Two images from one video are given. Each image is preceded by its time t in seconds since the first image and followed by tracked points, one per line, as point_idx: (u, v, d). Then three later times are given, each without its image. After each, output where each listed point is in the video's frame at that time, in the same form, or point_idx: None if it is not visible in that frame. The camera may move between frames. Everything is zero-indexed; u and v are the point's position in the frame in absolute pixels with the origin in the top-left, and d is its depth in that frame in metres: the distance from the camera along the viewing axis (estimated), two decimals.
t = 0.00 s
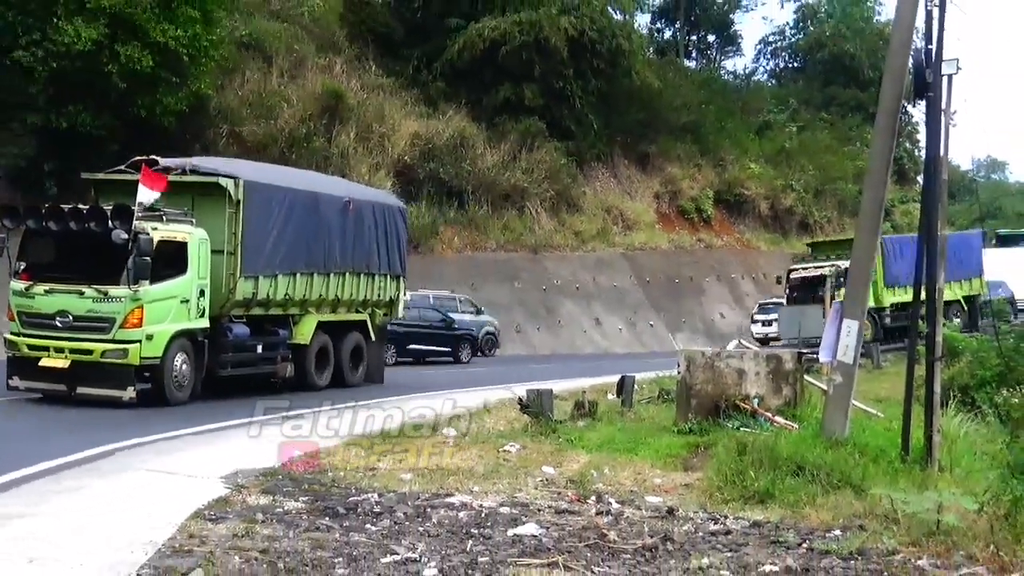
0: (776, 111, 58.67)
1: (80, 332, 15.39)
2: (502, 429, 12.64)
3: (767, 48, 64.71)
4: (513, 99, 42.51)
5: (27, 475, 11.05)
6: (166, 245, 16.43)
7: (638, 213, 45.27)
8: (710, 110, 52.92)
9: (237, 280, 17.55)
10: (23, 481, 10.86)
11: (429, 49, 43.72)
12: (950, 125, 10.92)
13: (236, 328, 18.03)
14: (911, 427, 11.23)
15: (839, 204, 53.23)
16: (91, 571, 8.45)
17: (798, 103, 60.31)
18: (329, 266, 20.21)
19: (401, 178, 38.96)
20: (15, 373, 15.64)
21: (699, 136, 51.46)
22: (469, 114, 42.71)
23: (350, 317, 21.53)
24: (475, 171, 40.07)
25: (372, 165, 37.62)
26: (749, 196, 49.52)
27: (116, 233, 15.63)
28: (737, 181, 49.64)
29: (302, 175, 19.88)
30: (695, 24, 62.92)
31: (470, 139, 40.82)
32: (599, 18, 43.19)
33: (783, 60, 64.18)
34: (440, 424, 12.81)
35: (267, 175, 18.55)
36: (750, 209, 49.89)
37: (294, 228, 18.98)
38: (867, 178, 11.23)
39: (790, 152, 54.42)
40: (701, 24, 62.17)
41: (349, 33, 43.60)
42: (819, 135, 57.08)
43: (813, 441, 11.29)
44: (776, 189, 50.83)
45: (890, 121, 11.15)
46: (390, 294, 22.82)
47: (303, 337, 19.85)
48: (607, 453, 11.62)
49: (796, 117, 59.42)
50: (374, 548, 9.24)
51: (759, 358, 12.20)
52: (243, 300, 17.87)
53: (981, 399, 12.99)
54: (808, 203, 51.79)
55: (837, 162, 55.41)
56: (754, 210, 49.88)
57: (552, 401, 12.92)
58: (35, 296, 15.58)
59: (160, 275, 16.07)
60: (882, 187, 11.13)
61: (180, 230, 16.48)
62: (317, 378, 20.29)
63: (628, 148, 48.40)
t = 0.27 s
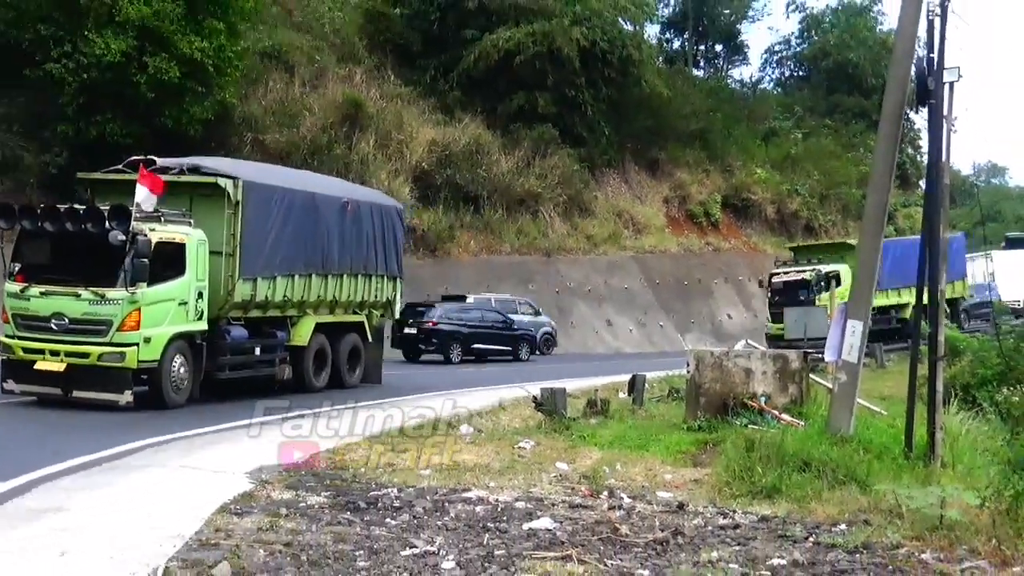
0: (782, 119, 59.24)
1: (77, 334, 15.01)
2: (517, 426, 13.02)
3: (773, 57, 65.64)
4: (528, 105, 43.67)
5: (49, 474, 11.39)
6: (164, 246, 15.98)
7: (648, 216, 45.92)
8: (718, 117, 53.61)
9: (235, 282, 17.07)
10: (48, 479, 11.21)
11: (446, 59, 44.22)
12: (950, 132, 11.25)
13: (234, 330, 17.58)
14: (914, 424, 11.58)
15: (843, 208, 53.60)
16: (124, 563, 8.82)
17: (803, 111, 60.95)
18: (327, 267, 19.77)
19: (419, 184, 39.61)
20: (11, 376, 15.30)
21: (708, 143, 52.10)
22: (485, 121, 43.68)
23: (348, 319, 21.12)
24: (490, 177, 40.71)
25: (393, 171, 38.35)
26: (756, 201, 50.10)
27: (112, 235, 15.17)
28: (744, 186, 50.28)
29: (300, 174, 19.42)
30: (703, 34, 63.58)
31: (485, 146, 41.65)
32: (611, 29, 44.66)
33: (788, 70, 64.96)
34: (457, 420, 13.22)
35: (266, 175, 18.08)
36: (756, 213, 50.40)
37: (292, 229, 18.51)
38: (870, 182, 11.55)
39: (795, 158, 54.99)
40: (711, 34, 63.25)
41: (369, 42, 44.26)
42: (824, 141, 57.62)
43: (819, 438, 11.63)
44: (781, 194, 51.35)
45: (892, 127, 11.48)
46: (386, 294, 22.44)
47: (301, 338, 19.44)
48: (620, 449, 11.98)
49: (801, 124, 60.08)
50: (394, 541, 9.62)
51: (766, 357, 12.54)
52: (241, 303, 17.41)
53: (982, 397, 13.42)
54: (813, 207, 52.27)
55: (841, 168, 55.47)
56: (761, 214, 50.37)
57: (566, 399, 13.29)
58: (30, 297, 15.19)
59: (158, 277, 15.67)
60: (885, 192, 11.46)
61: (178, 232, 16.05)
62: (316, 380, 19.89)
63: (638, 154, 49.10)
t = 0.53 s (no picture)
0: (791, 126, 60.11)
1: (74, 336, 15.06)
2: (536, 423, 13.49)
3: (781, 67, 66.04)
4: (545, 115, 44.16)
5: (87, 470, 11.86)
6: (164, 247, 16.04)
7: (662, 224, 47.03)
8: (729, 125, 54.54)
9: (236, 284, 17.20)
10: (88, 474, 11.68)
11: (467, 71, 44.71)
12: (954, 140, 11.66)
13: (235, 332, 17.80)
14: (921, 422, 11.97)
15: (850, 213, 54.65)
16: (162, 554, 9.27)
17: (812, 119, 61.94)
18: (327, 269, 20.01)
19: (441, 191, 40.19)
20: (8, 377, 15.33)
21: (719, 151, 53.04)
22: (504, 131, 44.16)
23: (347, 321, 21.41)
24: (510, 184, 41.33)
25: (416, 178, 38.88)
26: (766, 206, 51.13)
27: (112, 235, 15.24)
28: (754, 192, 51.30)
29: (299, 177, 19.58)
30: (714, 45, 64.50)
31: (504, 157, 42.02)
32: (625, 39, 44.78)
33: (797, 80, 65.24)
34: (479, 417, 13.73)
35: (266, 177, 18.21)
36: (766, 218, 51.41)
37: (293, 230, 18.72)
38: (877, 187, 11.95)
39: (804, 164, 56.02)
40: (722, 45, 64.29)
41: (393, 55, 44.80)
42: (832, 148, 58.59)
43: (827, 434, 12.04)
44: (790, 199, 52.34)
45: (898, 135, 11.88)
46: (384, 297, 22.79)
47: (300, 341, 19.66)
48: (635, 446, 12.42)
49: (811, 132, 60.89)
50: (418, 534, 10.09)
51: (776, 356, 12.93)
52: (242, 304, 17.55)
53: (986, 395, 13.94)
54: (821, 213, 53.26)
55: (848, 174, 56.15)
56: (770, 219, 51.43)
57: (582, 397, 13.72)
58: (27, 299, 15.21)
59: (157, 279, 15.76)
60: (891, 197, 11.87)
61: (178, 232, 16.12)
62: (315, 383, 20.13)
63: (652, 162, 50.05)
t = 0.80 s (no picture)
0: (800, 136, 61.25)
1: (70, 338, 14.29)
2: (555, 421, 13.96)
3: (792, 77, 68.71)
4: (563, 123, 44.75)
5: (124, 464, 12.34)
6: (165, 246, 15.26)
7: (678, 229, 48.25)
8: (739, 133, 55.64)
9: (237, 285, 16.30)
10: (127, 468, 12.17)
11: (488, 82, 45.42)
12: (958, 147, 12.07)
13: (235, 334, 16.86)
14: (927, 420, 12.40)
15: (858, 218, 55.88)
16: (198, 547, 9.70)
17: (820, 128, 63.21)
18: (329, 270, 19.08)
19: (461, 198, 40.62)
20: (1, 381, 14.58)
21: (731, 159, 54.18)
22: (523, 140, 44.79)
23: (349, 323, 20.46)
24: (529, 191, 42.03)
25: (438, 186, 39.49)
26: (776, 212, 52.48)
27: (110, 233, 14.44)
28: (764, 199, 52.66)
29: (302, 176, 18.77)
30: (726, 57, 64.61)
31: (523, 166, 42.35)
32: (640, 51, 45.76)
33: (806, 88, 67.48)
34: (499, 415, 14.22)
35: (269, 175, 17.39)
36: (776, 223, 52.74)
37: (295, 229, 17.79)
38: (884, 193, 12.36)
39: (812, 172, 57.41)
40: (734, 57, 64.73)
41: (418, 66, 45.31)
42: (840, 156, 59.82)
43: (836, 432, 12.47)
44: (800, 205, 53.66)
45: (904, 143, 12.28)
46: (386, 298, 21.87)
47: (301, 343, 18.68)
48: (650, 443, 12.86)
49: (818, 141, 62.04)
50: (441, 528, 10.56)
51: (785, 356, 13.33)
52: (243, 306, 16.67)
53: (989, 394, 14.44)
54: (830, 219, 54.46)
55: (855, 182, 57.58)
56: (781, 225, 52.78)
57: (599, 396, 14.15)
58: (21, 299, 14.45)
59: (157, 279, 14.96)
60: (898, 202, 12.27)
61: (179, 231, 15.35)
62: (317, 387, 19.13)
63: (666, 169, 51.06)
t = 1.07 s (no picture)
0: (810, 143, 61.91)
1: (68, 341, 13.90)
2: (572, 419, 14.36)
3: (801, 86, 69.16)
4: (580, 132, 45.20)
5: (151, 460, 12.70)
6: (166, 246, 14.91)
7: (691, 235, 48.92)
8: (751, 140, 56.34)
9: (238, 286, 15.98)
10: (160, 465, 12.58)
11: (506, 92, 45.80)
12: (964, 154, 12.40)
13: (235, 336, 16.47)
14: (935, 419, 12.74)
15: (867, 222, 56.58)
16: (227, 541, 10.10)
17: (829, 135, 63.93)
18: (331, 271, 18.74)
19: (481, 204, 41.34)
20: None
21: (743, 166, 54.84)
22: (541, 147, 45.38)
23: (352, 324, 20.04)
24: (547, 197, 42.63)
25: (459, 191, 40.30)
26: (786, 216, 53.27)
27: (110, 233, 14.03)
28: (775, 204, 53.42)
29: (304, 175, 18.40)
30: (738, 66, 65.32)
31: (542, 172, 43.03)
32: (654, 60, 46.36)
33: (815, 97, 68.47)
34: (517, 413, 14.64)
35: (270, 174, 17.04)
36: (787, 227, 53.55)
37: (297, 230, 17.45)
38: (893, 198, 12.69)
39: (821, 178, 58.22)
40: (746, 66, 65.01)
41: (438, 77, 45.75)
42: (849, 162, 60.55)
43: (846, 431, 12.82)
44: (809, 210, 54.37)
45: (912, 149, 12.61)
46: (389, 299, 21.48)
47: (303, 345, 18.25)
48: (665, 440, 13.23)
49: (828, 147, 62.75)
50: (462, 522, 10.95)
51: (797, 357, 13.73)
52: (245, 308, 16.32)
53: (995, 394, 14.82)
54: (840, 223, 55.12)
55: (864, 187, 58.33)
56: (791, 228, 53.55)
57: (615, 395, 14.53)
58: (17, 301, 14.06)
59: (157, 280, 14.59)
60: (906, 207, 12.61)
61: (180, 231, 14.99)
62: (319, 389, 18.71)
63: (679, 175, 51.68)
